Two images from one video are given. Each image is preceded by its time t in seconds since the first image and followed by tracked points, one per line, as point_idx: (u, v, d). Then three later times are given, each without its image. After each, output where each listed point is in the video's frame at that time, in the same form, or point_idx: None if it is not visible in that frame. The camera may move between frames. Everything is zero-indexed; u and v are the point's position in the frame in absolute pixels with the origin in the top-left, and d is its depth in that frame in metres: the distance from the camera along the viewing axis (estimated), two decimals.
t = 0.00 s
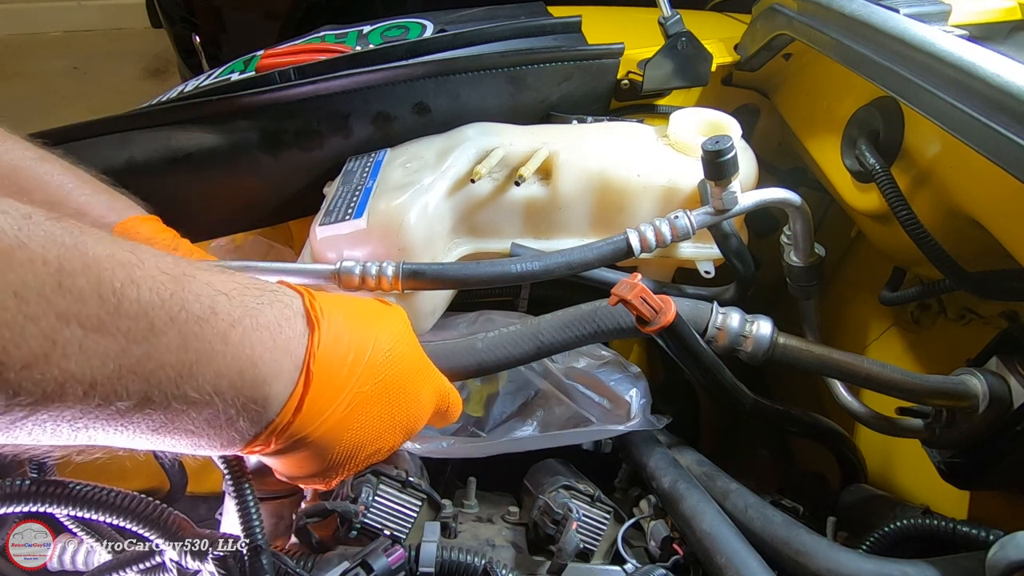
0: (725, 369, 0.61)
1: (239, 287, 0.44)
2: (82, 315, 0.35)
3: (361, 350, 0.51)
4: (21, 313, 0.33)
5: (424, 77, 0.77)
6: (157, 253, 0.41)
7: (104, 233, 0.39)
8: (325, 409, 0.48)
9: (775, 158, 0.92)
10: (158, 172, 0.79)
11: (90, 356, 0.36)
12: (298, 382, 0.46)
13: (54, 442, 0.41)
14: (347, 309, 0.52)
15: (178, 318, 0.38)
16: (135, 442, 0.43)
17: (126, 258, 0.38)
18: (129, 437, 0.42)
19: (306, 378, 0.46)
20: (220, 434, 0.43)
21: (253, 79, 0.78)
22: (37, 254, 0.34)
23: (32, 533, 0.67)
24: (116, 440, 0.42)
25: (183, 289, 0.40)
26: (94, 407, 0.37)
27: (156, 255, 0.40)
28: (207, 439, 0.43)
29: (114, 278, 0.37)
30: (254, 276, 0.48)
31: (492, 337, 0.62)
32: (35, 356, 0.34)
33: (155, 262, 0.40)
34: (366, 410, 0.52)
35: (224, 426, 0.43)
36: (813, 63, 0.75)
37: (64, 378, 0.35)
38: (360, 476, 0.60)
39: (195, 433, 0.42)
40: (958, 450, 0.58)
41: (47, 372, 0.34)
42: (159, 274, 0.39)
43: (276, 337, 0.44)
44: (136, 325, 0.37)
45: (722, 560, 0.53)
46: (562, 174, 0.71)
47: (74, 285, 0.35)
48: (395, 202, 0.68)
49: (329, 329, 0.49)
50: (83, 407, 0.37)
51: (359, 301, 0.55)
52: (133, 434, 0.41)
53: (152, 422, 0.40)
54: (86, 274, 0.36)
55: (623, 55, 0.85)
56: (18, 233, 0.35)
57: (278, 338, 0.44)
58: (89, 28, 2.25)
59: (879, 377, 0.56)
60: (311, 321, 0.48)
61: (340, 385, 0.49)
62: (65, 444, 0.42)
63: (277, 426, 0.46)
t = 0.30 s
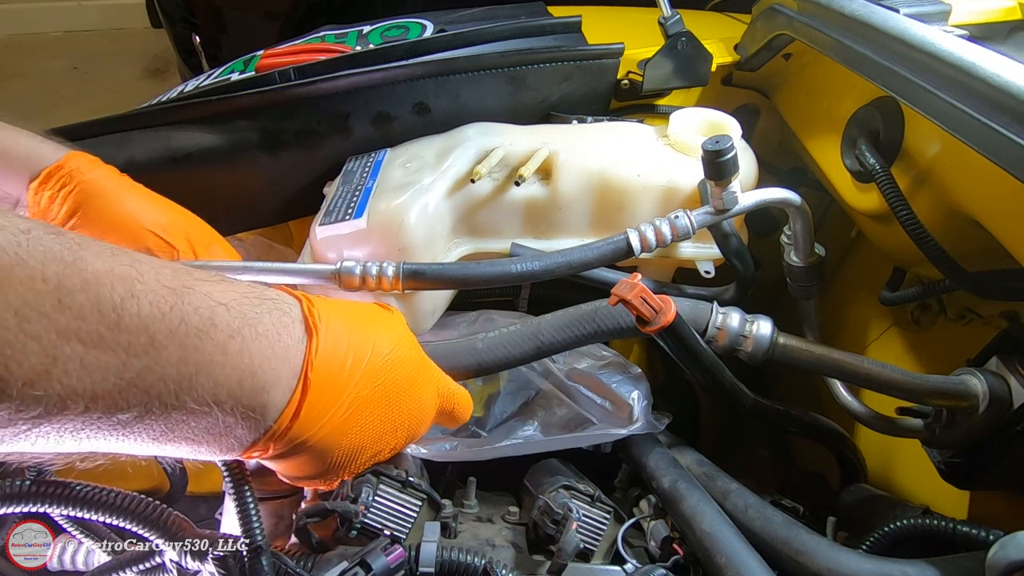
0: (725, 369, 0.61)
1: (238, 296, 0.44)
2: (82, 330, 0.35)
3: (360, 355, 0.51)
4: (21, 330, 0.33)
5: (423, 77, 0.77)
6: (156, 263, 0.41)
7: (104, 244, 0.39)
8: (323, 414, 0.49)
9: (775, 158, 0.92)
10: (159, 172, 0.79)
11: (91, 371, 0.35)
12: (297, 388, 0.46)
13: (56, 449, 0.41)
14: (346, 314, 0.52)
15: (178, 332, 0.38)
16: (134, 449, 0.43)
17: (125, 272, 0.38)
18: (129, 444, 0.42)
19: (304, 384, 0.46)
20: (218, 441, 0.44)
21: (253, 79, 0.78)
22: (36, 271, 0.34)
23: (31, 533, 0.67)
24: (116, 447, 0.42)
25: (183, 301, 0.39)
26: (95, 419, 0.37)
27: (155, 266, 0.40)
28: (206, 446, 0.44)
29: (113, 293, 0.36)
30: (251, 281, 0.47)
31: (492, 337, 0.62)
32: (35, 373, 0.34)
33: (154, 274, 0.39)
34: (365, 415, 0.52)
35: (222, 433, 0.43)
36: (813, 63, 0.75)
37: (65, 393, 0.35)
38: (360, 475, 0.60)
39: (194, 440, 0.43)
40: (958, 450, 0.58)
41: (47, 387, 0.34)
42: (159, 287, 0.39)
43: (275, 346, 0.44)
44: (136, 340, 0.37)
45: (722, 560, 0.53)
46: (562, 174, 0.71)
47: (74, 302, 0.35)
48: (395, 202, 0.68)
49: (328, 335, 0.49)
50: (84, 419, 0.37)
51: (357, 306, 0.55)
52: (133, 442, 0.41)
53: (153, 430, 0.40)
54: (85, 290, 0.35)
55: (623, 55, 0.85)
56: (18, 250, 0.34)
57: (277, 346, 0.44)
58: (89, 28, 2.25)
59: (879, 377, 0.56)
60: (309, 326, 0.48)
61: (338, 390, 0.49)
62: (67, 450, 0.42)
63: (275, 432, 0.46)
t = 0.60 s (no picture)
0: (725, 369, 0.61)
1: (236, 286, 0.44)
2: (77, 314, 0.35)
3: (360, 352, 0.51)
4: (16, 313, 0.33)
5: (423, 77, 0.77)
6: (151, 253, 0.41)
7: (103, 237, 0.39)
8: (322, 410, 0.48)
9: (775, 158, 0.92)
10: (159, 171, 0.79)
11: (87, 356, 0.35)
12: (295, 380, 0.46)
13: (51, 444, 0.41)
14: (347, 311, 0.52)
15: (173, 318, 0.38)
16: (131, 443, 0.43)
17: (120, 259, 0.38)
18: (124, 438, 0.41)
19: (303, 378, 0.46)
20: (216, 434, 0.43)
21: (253, 79, 0.78)
22: (31, 256, 0.34)
23: (32, 534, 0.67)
24: (112, 441, 0.42)
25: (179, 290, 0.39)
26: (90, 409, 0.37)
27: (151, 257, 0.40)
28: (203, 439, 0.43)
29: (109, 279, 0.37)
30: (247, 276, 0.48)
31: (492, 337, 0.62)
32: (30, 358, 0.34)
33: (151, 263, 0.40)
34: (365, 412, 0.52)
35: (220, 425, 0.43)
36: (813, 63, 0.75)
37: (60, 378, 0.35)
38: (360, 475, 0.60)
39: (192, 433, 0.42)
40: (958, 450, 0.58)
41: (41, 372, 0.34)
42: (154, 274, 0.39)
43: (273, 336, 0.44)
44: (132, 326, 0.37)
45: (722, 560, 0.53)
46: (562, 174, 0.71)
47: (69, 286, 0.35)
48: (395, 202, 0.68)
49: (328, 330, 0.49)
50: (79, 407, 0.37)
51: (359, 305, 0.55)
52: (129, 435, 0.41)
53: (150, 421, 0.40)
54: (80, 275, 0.36)
55: (623, 55, 0.85)
56: (14, 238, 0.35)
57: (274, 335, 0.44)
58: (88, 28, 2.25)
59: (879, 377, 0.56)
60: (309, 320, 0.48)
61: (337, 386, 0.49)
62: (63, 446, 0.41)
63: (273, 426, 0.46)
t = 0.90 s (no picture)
0: (725, 369, 0.61)
1: (242, 272, 0.44)
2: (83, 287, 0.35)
3: (362, 347, 0.51)
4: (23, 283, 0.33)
5: (423, 77, 0.77)
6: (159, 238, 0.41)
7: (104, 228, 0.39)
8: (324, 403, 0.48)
9: (775, 158, 0.92)
10: (159, 172, 0.79)
11: (92, 329, 0.35)
12: (300, 369, 0.45)
13: (52, 426, 0.41)
14: (351, 305, 0.53)
15: (178, 296, 0.38)
16: (133, 427, 0.42)
17: (129, 238, 0.38)
18: (123, 421, 0.41)
19: (308, 369, 0.46)
20: (218, 420, 0.43)
21: (253, 79, 0.78)
22: (43, 229, 0.35)
23: (32, 534, 0.67)
24: (114, 424, 0.41)
25: (185, 270, 0.40)
26: (92, 386, 0.37)
27: (160, 240, 0.41)
28: (204, 426, 0.43)
29: (118, 255, 0.37)
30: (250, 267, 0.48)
31: (492, 337, 0.62)
32: (35, 330, 0.34)
33: (159, 244, 0.40)
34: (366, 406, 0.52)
35: (222, 411, 0.42)
36: (813, 63, 0.75)
37: (63, 350, 0.35)
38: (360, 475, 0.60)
39: (194, 417, 0.42)
40: (958, 450, 0.58)
41: (46, 343, 0.34)
42: (162, 254, 0.39)
43: (277, 322, 0.44)
44: (138, 301, 0.37)
45: (722, 560, 0.53)
46: (562, 174, 0.71)
47: (79, 260, 0.35)
48: (395, 202, 0.68)
49: (332, 323, 0.49)
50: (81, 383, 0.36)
51: (362, 303, 0.55)
52: (131, 417, 0.41)
53: (151, 402, 0.39)
54: (90, 250, 0.36)
55: (623, 55, 0.85)
56: (26, 211, 0.35)
57: (278, 322, 0.44)
58: (88, 28, 2.25)
59: (879, 377, 0.56)
60: (313, 311, 0.48)
61: (340, 379, 0.49)
62: (64, 428, 0.41)
63: (276, 416, 0.45)
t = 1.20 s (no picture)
0: (725, 369, 0.61)
1: (222, 273, 0.44)
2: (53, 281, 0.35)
3: (352, 350, 0.51)
4: None
5: (424, 77, 0.77)
6: (141, 235, 0.41)
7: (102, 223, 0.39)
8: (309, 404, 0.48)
9: (775, 158, 0.92)
10: (159, 172, 0.79)
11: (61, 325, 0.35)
12: (280, 371, 0.45)
13: (33, 422, 0.41)
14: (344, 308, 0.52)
15: (150, 294, 0.38)
16: (112, 426, 0.43)
17: (105, 233, 0.38)
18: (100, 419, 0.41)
19: (290, 370, 0.46)
20: (195, 422, 0.43)
21: (253, 79, 0.78)
22: (14, 223, 0.35)
23: (32, 534, 0.67)
24: (92, 423, 0.42)
25: (161, 269, 0.39)
26: (64, 384, 0.37)
27: (139, 236, 0.41)
28: (181, 427, 0.43)
29: (91, 251, 0.37)
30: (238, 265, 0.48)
31: (492, 337, 0.62)
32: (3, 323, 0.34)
33: (136, 241, 0.40)
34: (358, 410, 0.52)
35: (199, 413, 0.42)
36: (813, 63, 0.75)
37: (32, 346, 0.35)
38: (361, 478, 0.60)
39: (169, 419, 0.42)
40: (958, 450, 0.58)
41: (14, 337, 0.34)
42: (139, 252, 0.39)
43: (257, 325, 0.43)
44: (108, 299, 0.37)
45: (722, 560, 0.53)
46: (562, 174, 0.71)
47: (50, 255, 0.35)
48: (395, 202, 0.68)
49: (320, 326, 0.49)
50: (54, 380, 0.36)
51: (358, 304, 0.54)
52: (108, 417, 0.41)
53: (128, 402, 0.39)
54: (62, 245, 0.36)
55: (623, 55, 0.85)
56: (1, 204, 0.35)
57: (260, 325, 0.44)
58: (88, 28, 2.25)
59: (879, 377, 0.56)
60: (298, 313, 0.48)
61: (327, 380, 0.48)
62: (46, 424, 0.42)
63: (257, 419, 0.45)
